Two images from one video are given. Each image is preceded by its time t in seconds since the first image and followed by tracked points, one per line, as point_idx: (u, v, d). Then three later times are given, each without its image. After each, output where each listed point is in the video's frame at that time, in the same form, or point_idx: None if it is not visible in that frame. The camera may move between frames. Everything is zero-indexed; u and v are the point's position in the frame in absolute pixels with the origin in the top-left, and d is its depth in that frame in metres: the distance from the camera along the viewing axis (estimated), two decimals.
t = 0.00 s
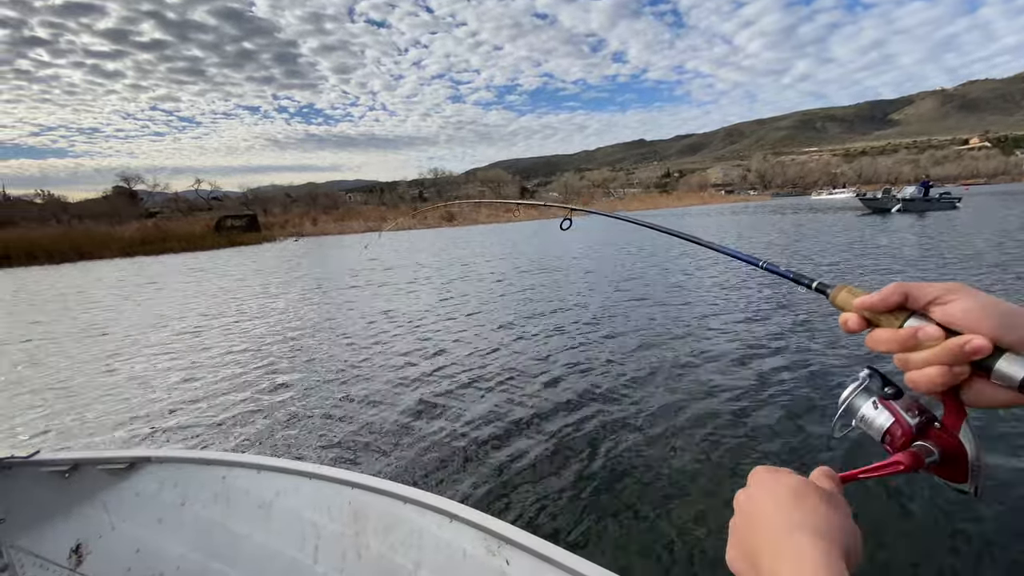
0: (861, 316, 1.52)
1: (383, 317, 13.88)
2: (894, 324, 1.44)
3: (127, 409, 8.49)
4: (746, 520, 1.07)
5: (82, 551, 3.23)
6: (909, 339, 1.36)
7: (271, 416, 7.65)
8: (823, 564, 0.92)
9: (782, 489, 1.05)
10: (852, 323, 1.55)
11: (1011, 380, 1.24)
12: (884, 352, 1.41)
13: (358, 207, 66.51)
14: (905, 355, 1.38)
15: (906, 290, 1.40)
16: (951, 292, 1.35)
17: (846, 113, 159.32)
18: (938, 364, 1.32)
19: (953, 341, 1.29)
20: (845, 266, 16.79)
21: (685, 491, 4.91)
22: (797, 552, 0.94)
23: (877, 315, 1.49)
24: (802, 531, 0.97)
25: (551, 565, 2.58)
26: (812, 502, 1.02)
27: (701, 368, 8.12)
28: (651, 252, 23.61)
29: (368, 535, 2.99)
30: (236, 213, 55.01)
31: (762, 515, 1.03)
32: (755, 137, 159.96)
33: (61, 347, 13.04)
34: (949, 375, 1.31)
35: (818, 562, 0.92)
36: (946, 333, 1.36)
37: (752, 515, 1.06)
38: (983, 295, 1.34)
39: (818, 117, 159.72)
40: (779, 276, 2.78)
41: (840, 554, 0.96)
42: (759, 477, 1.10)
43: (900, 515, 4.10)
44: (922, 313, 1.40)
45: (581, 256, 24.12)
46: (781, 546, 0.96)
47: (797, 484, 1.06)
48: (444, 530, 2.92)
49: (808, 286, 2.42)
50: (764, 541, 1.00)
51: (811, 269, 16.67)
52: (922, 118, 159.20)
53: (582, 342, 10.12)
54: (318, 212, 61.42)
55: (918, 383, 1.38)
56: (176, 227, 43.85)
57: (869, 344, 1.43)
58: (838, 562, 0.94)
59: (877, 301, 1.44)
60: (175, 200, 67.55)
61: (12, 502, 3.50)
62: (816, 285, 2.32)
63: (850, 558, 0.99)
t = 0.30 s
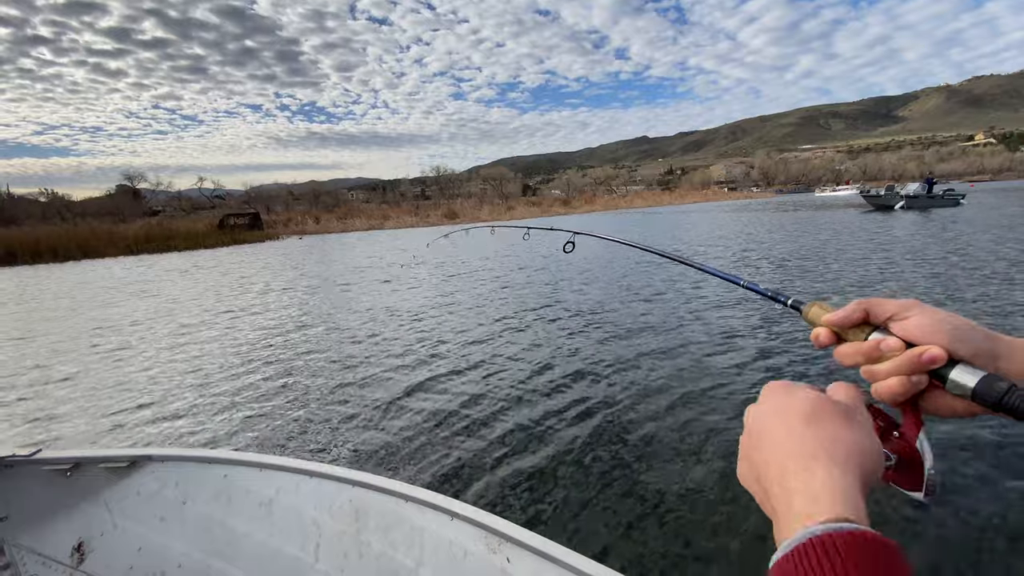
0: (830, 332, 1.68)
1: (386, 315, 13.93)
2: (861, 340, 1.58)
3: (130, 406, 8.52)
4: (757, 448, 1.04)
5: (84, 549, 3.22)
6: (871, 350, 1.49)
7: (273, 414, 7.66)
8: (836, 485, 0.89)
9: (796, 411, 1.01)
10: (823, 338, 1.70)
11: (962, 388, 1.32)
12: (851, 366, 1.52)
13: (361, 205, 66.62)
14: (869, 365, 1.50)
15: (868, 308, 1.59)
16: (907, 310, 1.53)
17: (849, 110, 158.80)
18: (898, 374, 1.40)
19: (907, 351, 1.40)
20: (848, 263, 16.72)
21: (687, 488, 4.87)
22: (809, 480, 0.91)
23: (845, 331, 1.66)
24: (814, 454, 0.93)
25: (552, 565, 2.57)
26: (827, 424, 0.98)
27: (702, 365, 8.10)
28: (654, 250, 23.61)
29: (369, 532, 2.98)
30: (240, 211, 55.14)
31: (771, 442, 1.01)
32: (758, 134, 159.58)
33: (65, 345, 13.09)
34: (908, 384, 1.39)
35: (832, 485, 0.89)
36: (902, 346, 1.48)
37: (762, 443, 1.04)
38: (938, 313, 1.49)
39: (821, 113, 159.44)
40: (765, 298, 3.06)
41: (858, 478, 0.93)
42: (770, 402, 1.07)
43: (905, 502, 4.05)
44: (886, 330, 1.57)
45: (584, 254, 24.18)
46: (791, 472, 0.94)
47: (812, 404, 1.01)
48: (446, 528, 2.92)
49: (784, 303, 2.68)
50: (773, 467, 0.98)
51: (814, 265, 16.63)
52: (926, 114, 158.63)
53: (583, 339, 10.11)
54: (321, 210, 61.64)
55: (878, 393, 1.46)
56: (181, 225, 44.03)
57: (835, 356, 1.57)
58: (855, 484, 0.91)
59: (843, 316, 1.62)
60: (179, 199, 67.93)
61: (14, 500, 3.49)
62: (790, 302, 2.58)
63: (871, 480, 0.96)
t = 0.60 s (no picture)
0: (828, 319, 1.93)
1: (388, 313, 13.95)
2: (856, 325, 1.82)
3: (131, 403, 8.50)
4: (850, 529, 1.17)
5: (85, 549, 3.24)
6: (867, 335, 1.72)
7: (276, 411, 7.65)
8: (923, 564, 0.99)
9: (886, 498, 1.14)
10: (820, 324, 1.94)
11: (955, 363, 1.52)
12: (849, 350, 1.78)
13: (363, 204, 66.58)
14: (865, 349, 1.73)
15: (859, 296, 1.83)
16: (895, 294, 1.78)
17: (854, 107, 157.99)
18: (891, 356, 1.64)
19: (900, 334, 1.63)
20: (851, 261, 16.66)
21: (688, 488, 4.89)
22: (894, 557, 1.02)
23: (840, 317, 1.90)
24: (902, 541, 1.04)
25: (553, 564, 2.55)
26: (911, 511, 1.10)
27: (705, 364, 8.07)
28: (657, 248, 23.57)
29: (369, 532, 2.98)
30: (242, 209, 55.16)
31: (863, 524, 1.13)
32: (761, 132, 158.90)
33: (66, 342, 13.09)
34: (903, 363, 1.62)
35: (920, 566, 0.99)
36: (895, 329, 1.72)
37: (854, 527, 1.16)
38: (923, 295, 1.74)
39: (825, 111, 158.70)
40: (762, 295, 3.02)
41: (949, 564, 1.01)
42: (858, 484, 1.22)
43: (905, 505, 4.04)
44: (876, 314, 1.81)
45: (586, 252, 24.16)
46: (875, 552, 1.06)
47: (899, 495, 1.14)
48: (446, 527, 2.90)
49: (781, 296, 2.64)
50: (858, 546, 1.10)
51: (817, 264, 16.56)
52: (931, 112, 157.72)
53: (585, 338, 10.11)
54: (323, 208, 61.71)
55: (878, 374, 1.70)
56: (183, 224, 44.09)
57: (836, 343, 1.82)
58: (946, 568, 0.99)
59: (838, 304, 1.86)
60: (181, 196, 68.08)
61: (15, 499, 3.50)
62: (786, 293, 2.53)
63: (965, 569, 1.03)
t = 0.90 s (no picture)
0: (875, 314, 1.68)
1: (390, 312, 13.97)
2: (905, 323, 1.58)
3: (133, 402, 8.54)
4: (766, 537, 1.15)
5: (83, 552, 3.25)
6: (918, 334, 1.49)
7: (276, 412, 7.65)
8: (837, 560, 0.99)
9: (795, 500, 1.15)
10: (864, 320, 1.71)
11: (1015, 372, 1.35)
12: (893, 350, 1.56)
13: (366, 203, 66.66)
14: (914, 350, 1.52)
15: (913, 290, 1.56)
16: (957, 290, 1.49)
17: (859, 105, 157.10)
18: (944, 359, 1.45)
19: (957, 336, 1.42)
20: (855, 261, 16.56)
21: (683, 491, 4.90)
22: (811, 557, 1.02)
23: (887, 312, 1.66)
24: (818, 540, 1.04)
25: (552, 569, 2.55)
26: (824, 513, 1.11)
27: (707, 365, 8.06)
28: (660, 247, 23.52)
29: (369, 536, 2.98)
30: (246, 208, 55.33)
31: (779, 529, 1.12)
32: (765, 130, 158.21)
33: (69, 341, 13.16)
34: (956, 370, 1.44)
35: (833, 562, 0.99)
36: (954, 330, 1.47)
37: (771, 532, 1.14)
38: (989, 293, 1.46)
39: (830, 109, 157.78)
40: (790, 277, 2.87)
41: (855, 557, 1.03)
42: (771, 492, 1.22)
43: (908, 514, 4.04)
44: (927, 311, 1.56)
45: (589, 251, 24.15)
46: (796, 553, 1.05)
47: (807, 497, 1.15)
48: (445, 532, 2.91)
49: (816, 284, 2.52)
50: (780, 549, 1.08)
51: (821, 264, 16.47)
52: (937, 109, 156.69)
53: (587, 338, 10.10)
54: (326, 207, 61.89)
55: (927, 377, 1.52)
56: (187, 223, 44.25)
57: (880, 341, 1.58)
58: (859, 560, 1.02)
59: (886, 300, 1.60)
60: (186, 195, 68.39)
61: (14, 501, 3.52)
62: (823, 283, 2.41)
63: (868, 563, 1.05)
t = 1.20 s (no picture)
0: (908, 344, 1.40)
1: (394, 311, 14.01)
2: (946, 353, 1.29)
3: (138, 401, 8.58)
4: (920, 528, 0.84)
5: (84, 551, 3.25)
6: (961, 361, 1.21)
7: (277, 412, 7.64)
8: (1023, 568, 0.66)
9: (971, 477, 0.83)
10: (898, 350, 1.43)
11: None
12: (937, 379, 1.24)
13: (370, 202, 66.81)
14: (960, 378, 1.22)
15: (948, 315, 1.31)
16: (993, 315, 1.26)
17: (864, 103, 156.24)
18: (997, 387, 1.13)
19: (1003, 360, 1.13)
20: (861, 260, 16.47)
21: (684, 490, 4.90)
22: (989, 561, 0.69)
23: (920, 340, 1.39)
24: (999, 541, 0.71)
25: (553, 568, 2.54)
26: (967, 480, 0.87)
27: (711, 366, 8.02)
28: (663, 245, 23.50)
29: (370, 536, 2.98)
30: (251, 207, 55.57)
31: (938, 516, 0.81)
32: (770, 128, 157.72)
33: (75, 341, 13.23)
34: (1014, 398, 1.11)
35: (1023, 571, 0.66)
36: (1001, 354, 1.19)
37: (926, 520, 0.83)
38: None
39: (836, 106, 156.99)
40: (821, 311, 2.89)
41: None
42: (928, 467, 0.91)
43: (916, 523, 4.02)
44: (970, 336, 1.30)
45: (592, 250, 24.15)
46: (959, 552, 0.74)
47: (990, 477, 0.82)
48: (446, 531, 2.91)
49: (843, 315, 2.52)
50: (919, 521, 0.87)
51: (825, 263, 16.41)
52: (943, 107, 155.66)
53: (589, 339, 10.11)
54: (331, 207, 62.21)
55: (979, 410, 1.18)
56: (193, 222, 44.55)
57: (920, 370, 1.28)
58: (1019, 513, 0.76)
59: (918, 328, 1.35)
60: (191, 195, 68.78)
61: (14, 500, 3.51)
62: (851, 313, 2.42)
63: None
